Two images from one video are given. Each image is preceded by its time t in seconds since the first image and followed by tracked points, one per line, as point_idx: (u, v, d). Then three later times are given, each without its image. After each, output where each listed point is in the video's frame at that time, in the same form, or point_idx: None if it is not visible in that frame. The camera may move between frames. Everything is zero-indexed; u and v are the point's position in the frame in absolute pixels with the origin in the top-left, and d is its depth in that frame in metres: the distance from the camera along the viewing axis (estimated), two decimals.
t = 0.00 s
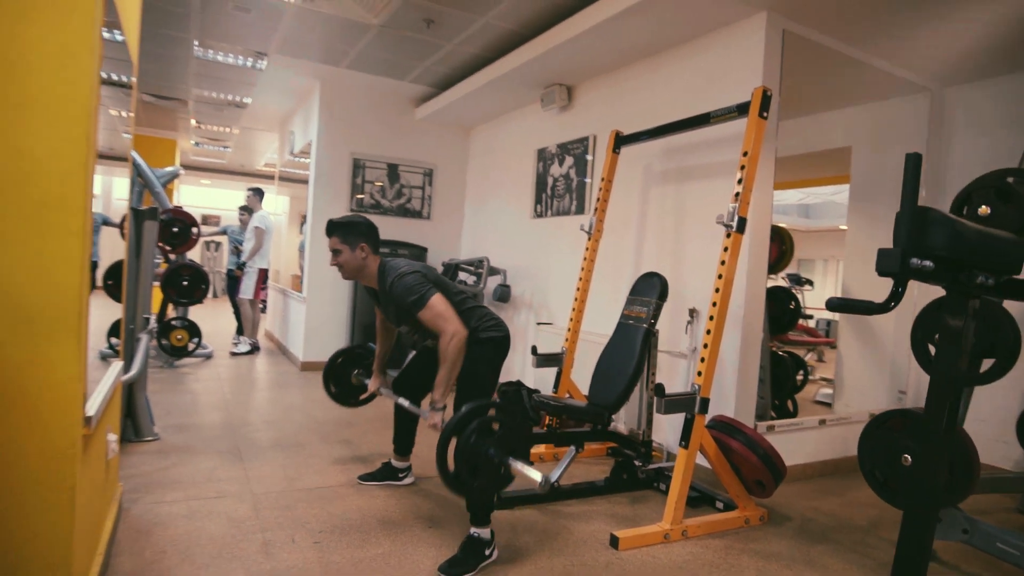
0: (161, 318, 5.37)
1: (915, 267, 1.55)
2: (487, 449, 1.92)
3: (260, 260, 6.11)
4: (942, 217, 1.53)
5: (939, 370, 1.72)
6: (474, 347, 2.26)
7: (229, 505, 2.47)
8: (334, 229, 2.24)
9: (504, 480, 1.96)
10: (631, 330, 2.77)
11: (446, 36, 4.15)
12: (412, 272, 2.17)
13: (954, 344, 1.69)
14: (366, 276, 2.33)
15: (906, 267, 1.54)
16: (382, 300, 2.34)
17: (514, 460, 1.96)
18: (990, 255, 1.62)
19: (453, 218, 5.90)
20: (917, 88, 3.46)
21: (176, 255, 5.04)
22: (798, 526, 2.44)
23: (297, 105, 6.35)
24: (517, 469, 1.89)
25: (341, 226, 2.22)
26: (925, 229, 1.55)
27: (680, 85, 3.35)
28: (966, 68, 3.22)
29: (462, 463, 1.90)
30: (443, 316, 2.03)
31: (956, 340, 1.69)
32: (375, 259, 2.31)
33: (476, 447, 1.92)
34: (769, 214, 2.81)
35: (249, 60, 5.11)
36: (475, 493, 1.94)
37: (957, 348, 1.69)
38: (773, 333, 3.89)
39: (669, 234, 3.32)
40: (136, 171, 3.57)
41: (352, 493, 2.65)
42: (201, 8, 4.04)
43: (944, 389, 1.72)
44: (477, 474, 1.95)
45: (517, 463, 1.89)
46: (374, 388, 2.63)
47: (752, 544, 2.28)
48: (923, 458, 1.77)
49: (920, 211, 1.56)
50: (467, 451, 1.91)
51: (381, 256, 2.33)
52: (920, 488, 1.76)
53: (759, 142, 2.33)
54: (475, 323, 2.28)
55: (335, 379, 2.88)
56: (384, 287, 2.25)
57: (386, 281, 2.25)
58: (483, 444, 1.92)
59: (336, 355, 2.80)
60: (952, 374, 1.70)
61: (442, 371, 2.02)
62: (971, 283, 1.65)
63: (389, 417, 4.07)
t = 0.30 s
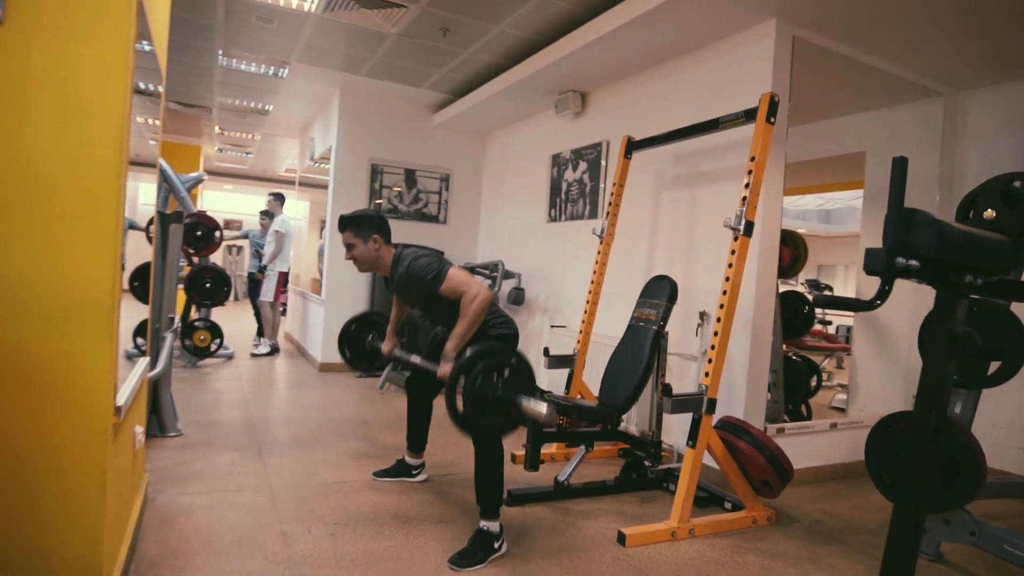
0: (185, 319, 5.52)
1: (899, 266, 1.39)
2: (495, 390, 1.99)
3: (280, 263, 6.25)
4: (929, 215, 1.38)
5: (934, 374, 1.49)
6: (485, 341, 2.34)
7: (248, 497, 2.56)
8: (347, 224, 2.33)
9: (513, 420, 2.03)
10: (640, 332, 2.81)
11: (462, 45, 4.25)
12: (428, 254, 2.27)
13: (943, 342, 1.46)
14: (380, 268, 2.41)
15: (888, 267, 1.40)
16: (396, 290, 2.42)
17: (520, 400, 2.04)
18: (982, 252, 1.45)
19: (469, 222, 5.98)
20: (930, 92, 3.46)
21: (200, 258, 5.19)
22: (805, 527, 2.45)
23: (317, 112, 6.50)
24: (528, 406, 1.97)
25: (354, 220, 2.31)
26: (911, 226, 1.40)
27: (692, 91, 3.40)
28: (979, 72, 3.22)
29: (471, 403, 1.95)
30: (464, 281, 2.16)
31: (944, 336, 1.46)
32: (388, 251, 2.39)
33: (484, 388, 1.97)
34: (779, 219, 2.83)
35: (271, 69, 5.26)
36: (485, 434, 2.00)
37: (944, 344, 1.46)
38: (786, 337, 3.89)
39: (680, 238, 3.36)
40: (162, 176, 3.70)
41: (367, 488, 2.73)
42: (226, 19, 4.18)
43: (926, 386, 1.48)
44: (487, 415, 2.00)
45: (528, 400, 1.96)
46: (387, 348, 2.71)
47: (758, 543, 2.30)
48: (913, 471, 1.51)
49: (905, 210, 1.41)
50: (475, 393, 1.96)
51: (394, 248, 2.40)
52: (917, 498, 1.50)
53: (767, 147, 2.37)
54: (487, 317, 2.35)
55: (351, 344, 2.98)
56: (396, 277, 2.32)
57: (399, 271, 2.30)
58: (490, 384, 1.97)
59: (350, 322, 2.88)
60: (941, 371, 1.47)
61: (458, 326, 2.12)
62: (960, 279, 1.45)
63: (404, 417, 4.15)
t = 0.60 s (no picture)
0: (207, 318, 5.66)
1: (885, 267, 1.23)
2: (506, 344, 2.09)
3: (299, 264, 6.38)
4: (920, 214, 1.21)
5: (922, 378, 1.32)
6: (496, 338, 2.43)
7: (267, 489, 2.65)
8: (361, 228, 2.41)
9: (529, 370, 2.14)
10: (649, 333, 2.84)
11: (477, 50, 4.33)
12: (440, 252, 2.40)
13: (932, 355, 1.29)
14: (392, 272, 2.49)
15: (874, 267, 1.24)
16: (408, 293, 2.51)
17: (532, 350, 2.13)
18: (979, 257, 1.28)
19: (485, 225, 6.06)
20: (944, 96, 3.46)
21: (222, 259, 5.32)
22: (812, 527, 2.48)
23: (336, 117, 6.63)
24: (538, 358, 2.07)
25: (368, 224, 2.39)
26: (901, 227, 1.23)
27: (703, 95, 3.44)
28: (993, 76, 3.22)
29: (483, 359, 2.05)
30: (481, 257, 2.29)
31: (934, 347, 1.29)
32: (400, 256, 2.46)
33: (495, 345, 2.08)
34: (789, 223, 2.85)
35: (292, 75, 5.39)
36: (503, 384, 2.13)
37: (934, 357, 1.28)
38: (798, 340, 3.90)
39: (691, 241, 3.39)
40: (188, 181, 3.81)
41: (381, 482, 2.80)
42: (249, 27, 4.31)
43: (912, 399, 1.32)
44: (499, 368, 2.11)
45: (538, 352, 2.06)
46: (400, 321, 2.85)
47: (764, 541, 2.33)
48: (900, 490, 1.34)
49: (893, 210, 1.25)
50: (487, 348, 2.06)
51: (405, 253, 2.48)
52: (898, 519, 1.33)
53: (774, 151, 2.41)
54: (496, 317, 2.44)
55: (365, 319, 3.11)
56: (409, 279, 2.43)
57: (412, 272, 2.42)
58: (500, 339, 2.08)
59: (363, 298, 3.00)
60: (931, 384, 1.30)
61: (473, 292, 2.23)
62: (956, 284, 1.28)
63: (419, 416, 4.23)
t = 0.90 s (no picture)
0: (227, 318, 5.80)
1: (874, 265, 1.20)
2: (514, 350, 2.14)
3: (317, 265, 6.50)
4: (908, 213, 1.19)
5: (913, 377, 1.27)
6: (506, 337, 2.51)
7: (285, 481, 2.74)
8: (378, 228, 2.48)
9: (536, 376, 2.20)
10: (658, 334, 2.88)
11: (492, 56, 4.40)
12: (450, 255, 2.45)
13: (919, 356, 1.26)
14: (405, 273, 2.56)
15: (863, 265, 1.21)
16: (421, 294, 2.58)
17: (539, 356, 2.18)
18: (969, 259, 1.26)
19: (499, 228, 6.13)
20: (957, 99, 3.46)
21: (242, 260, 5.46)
22: (819, 526, 2.50)
23: (354, 121, 6.76)
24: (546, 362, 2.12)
25: (384, 225, 2.46)
26: (890, 227, 1.21)
27: (714, 100, 3.48)
28: (1006, 79, 3.21)
29: (492, 364, 2.10)
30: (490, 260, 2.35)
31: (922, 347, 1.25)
32: (414, 257, 2.54)
33: (503, 351, 2.13)
34: (797, 226, 2.88)
35: (311, 80, 5.52)
36: (512, 391, 2.16)
37: (922, 358, 1.25)
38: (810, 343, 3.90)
39: (701, 244, 3.43)
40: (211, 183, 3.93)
41: (395, 477, 2.88)
42: (271, 34, 4.44)
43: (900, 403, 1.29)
44: (508, 374, 2.16)
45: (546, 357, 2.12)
46: (412, 324, 2.86)
47: (769, 538, 2.36)
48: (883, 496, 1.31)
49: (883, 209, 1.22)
50: (495, 354, 2.12)
51: (418, 254, 2.55)
52: (881, 525, 1.30)
53: (781, 154, 2.44)
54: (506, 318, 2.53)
55: (378, 323, 3.16)
56: (421, 280, 2.50)
57: (424, 275, 2.49)
58: (508, 346, 2.13)
59: (377, 302, 3.06)
60: (920, 389, 1.26)
61: (483, 297, 2.29)
62: (946, 285, 1.25)
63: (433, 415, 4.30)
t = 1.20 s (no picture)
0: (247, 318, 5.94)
1: (866, 263, 1.25)
2: (525, 392, 2.11)
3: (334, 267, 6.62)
4: (900, 213, 1.24)
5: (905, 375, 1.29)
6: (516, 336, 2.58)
7: (302, 474, 2.83)
8: (395, 226, 2.56)
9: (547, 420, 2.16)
10: (667, 334, 2.93)
11: (505, 61, 4.48)
12: (463, 260, 2.50)
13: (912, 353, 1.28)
14: (421, 269, 2.65)
15: (855, 264, 1.27)
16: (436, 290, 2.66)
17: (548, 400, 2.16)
18: (960, 257, 1.29)
19: (513, 230, 6.19)
20: (968, 101, 3.46)
21: (262, 262, 5.58)
22: (825, 525, 2.52)
23: (371, 126, 6.88)
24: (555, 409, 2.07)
25: (401, 224, 2.53)
26: (883, 226, 1.25)
27: (724, 104, 3.52)
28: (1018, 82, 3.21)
29: (503, 406, 2.07)
30: (496, 287, 2.33)
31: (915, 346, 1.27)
32: (430, 254, 2.63)
33: (513, 391, 2.10)
34: (805, 229, 2.91)
35: (329, 86, 5.64)
36: (519, 432, 2.14)
37: (916, 356, 1.28)
38: (822, 346, 3.91)
39: (711, 245, 3.46)
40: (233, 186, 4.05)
41: (408, 472, 2.96)
42: (290, 42, 4.56)
43: (894, 400, 1.31)
44: (518, 415, 2.12)
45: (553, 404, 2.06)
46: (427, 352, 2.93)
47: (775, 536, 2.39)
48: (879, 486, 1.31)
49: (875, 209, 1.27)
50: (507, 395, 2.08)
51: (434, 252, 2.64)
52: (877, 512, 1.30)
53: (787, 156, 2.48)
54: (517, 318, 2.60)
55: (394, 347, 3.22)
56: (435, 279, 2.57)
57: (438, 274, 2.57)
58: (519, 386, 2.10)
59: (393, 326, 3.12)
60: (914, 386, 1.28)
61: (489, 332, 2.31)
62: (939, 282, 1.28)
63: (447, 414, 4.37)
